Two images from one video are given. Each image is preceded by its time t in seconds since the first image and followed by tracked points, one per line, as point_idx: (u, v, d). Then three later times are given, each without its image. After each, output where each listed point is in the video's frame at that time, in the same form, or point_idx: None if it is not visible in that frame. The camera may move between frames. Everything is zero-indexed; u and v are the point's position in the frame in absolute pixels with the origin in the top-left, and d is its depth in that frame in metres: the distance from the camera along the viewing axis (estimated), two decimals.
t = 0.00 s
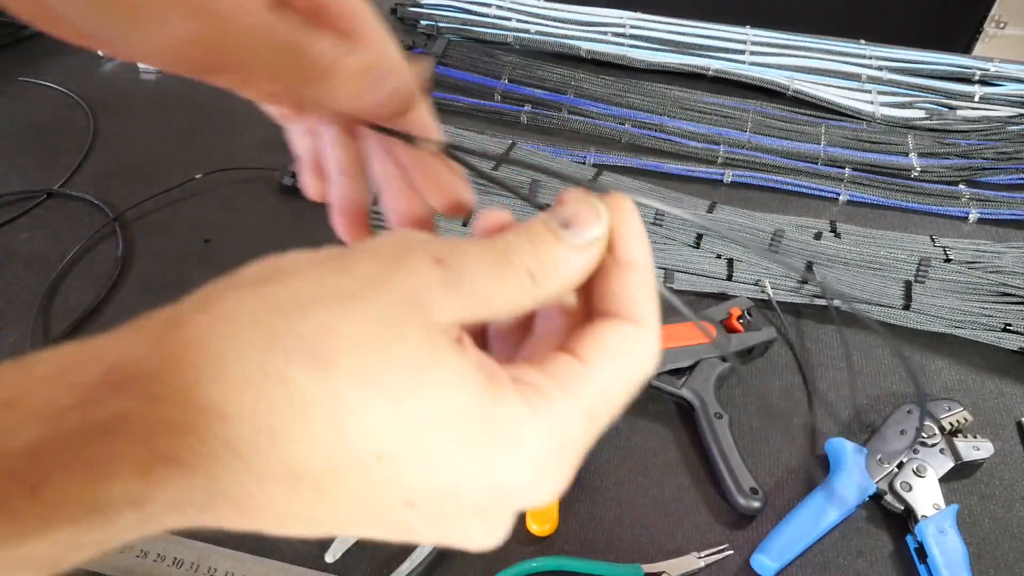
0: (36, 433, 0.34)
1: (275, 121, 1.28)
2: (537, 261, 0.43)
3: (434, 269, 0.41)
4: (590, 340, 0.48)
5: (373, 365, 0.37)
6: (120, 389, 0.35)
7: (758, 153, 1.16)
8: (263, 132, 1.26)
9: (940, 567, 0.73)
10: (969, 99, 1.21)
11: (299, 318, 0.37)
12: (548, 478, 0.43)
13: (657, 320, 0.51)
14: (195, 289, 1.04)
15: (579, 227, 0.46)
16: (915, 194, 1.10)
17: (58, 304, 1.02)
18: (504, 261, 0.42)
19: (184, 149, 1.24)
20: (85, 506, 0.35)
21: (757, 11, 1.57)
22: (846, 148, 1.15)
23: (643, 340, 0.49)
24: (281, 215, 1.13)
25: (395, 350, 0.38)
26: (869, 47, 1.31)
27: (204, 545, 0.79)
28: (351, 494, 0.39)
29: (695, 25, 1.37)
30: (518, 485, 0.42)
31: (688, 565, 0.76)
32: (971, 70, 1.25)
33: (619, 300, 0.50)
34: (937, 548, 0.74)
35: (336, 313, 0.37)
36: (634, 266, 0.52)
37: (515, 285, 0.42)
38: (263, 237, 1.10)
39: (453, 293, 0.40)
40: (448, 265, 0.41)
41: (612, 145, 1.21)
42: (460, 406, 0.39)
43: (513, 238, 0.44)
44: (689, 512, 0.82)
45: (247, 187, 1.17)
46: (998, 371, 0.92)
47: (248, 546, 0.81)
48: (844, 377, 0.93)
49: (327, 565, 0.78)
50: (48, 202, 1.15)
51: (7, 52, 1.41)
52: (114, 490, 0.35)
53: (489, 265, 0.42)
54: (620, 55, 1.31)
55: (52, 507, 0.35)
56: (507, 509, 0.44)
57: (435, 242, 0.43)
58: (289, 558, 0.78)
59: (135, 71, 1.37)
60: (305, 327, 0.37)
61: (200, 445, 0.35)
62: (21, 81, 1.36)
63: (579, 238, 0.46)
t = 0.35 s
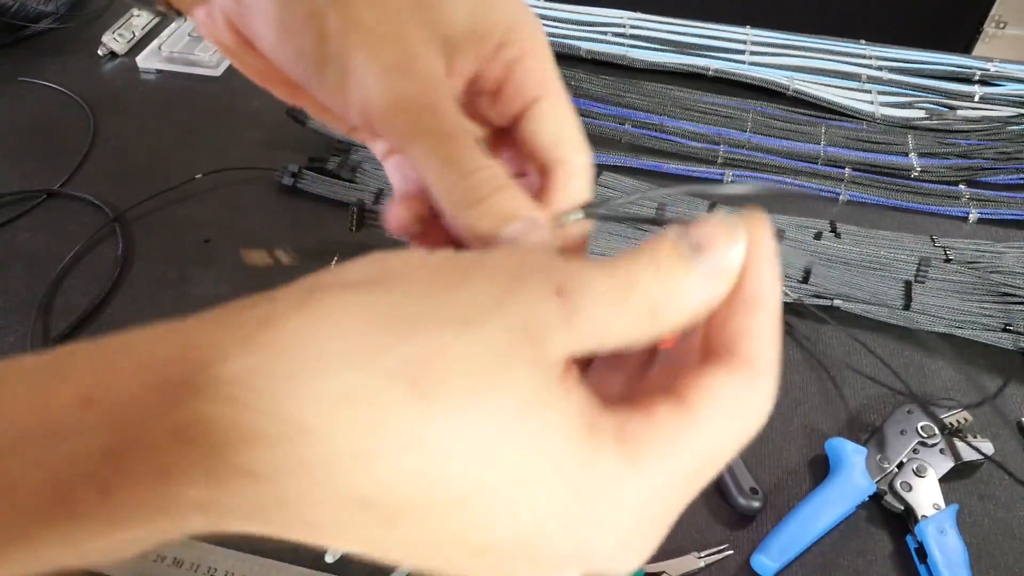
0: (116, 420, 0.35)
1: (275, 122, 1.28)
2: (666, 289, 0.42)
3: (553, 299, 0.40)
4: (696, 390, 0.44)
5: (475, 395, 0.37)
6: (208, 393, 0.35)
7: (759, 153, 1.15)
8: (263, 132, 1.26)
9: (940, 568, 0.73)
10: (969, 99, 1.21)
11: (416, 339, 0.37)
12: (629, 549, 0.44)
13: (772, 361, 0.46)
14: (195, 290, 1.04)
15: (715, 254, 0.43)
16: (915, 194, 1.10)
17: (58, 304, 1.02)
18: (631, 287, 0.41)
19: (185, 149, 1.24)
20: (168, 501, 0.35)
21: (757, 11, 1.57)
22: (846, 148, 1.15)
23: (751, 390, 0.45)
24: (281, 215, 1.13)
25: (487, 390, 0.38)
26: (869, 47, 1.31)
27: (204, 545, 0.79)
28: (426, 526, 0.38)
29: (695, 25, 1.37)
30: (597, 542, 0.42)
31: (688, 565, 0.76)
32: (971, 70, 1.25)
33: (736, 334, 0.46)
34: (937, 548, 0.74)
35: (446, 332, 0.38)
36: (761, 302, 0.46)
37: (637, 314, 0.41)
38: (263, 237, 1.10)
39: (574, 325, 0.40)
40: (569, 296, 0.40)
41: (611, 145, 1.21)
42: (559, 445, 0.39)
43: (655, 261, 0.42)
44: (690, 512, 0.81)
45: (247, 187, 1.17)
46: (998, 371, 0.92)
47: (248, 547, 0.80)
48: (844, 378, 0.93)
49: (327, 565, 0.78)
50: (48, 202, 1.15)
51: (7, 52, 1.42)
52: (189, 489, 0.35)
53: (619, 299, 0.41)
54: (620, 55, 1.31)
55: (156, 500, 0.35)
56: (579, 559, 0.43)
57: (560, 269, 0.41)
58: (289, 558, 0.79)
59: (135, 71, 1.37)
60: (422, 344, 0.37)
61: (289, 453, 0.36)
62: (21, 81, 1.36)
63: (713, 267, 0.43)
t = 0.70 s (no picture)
0: (144, 429, 0.43)
1: (275, 122, 1.28)
2: (439, 394, 0.54)
3: (334, 407, 0.48)
4: (440, 512, 0.54)
5: (269, 482, 0.44)
6: (187, 416, 0.44)
7: (759, 153, 1.16)
8: (263, 132, 1.26)
9: (940, 568, 0.73)
10: (969, 99, 1.21)
11: (261, 422, 0.45)
12: None
13: (507, 495, 0.59)
14: (195, 290, 1.04)
15: (484, 363, 0.57)
16: (915, 194, 1.10)
17: (58, 304, 1.02)
18: (405, 387, 0.52)
19: (185, 149, 1.24)
20: (150, 521, 0.41)
21: (757, 10, 1.57)
22: (846, 148, 1.15)
23: (489, 517, 0.56)
24: (281, 215, 1.13)
25: (279, 483, 0.45)
26: (869, 47, 1.31)
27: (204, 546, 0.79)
28: None
29: (695, 25, 1.37)
30: None
31: (688, 565, 0.76)
32: (971, 69, 1.25)
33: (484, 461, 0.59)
34: (937, 548, 0.74)
35: (266, 422, 0.46)
36: (510, 435, 0.61)
37: (412, 406, 0.52)
38: (263, 237, 1.10)
39: (348, 427, 0.49)
40: (347, 405, 0.49)
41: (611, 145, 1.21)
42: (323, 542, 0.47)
43: (420, 366, 0.54)
44: (689, 512, 0.82)
45: (247, 187, 1.17)
46: (997, 371, 0.92)
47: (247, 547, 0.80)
48: (845, 377, 0.93)
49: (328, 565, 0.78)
50: (48, 202, 1.15)
51: (7, 51, 1.41)
52: (168, 513, 0.41)
53: (393, 401, 0.51)
54: (620, 55, 1.31)
55: (132, 513, 0.41)
56: None
57: (344, 374, 0.50)
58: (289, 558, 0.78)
59: (135, 71, 1.37)
60: (253, 436, 0.45)
61: (190, 477, 0.42)
62: (20, 81, 1.36)
63: (481, 373, 0.57)
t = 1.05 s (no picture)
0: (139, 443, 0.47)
1: (275, 122, 1.28)
2: (449, 425, 0.57)
3: (325, 433, 0.51)
4: (433, 554, 0.55)
5: (248, 503, 0.47)
6: (174, 436, 0.48)
7: (758, 153, 1.16)
8: (264, 132, 1.26)
9: (940, 568, 0.73)
10: (969, 100, 1.21)
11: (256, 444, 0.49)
12: None
13: (507, 538, 0.60)
14: (195, 290, 1.04)
15: (495, 397, 0.60)
16: (915, 194, 1.10)
17: (58, 304, 1.02)
18: (409, 419, 0.55)
19: (185, 149, 1.24)
20: (128, 528, 0.44)
21: (757, 10, 1.57)
22: (846, 148, 1.15)
23: (487, 558, 0.58)
24: (281, 215, 1.13)
25: (263, 502, 0.48)
26: (869, 47, 1.31)
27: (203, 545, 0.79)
28: None
29: (695, 25, 1.37)
30: None
31: (688, 565, 0.76)
32: (970, 70, 1.25)
33: (483, 496, 0.60)
34: (937, 548, 0.74)
35: (254, 446, 0.49)
36: (518, 477, 0.61)
37: (418, 437, 0.55)
38: (263, 237, 1.10)
39: (343, 455, 0.51)
40: (340, 431, 0.51)
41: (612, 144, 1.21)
42: None
43: (428, 400, 0.56)
44: (689, 512, 0.82)
45: (247, 187, 1.17)
46: (997, 371, 0.92)
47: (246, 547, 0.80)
48: (844, 377, 0.93)
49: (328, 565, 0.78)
50: (48, 202, 1.15)
51: (7, 51, 1.42)
52: (149, 523, 0.45)
53: (396, 430, 0.53)
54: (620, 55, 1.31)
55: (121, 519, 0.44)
56: None
57: (339, 403, 0.52)
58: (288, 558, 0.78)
59: (135, 71, 1.37)
60: (244, 456, 0.48)
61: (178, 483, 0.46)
62: (21, 81, 1.36)
63: (492, 408, 0.60)
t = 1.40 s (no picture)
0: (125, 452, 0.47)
1: (275, 122, 1.28)
2: (438, 430, 0.56)
3: (314, 446, 0.51)
4: (419, 562, 0.56)
5: (236, 517, 0.48)
6: (163, 449, 0.48)
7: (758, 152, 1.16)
8: (264, 132, 1.27)
9: (939, 567, 0.73)
10: (968, 100, 1.21)
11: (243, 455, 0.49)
12: None
13: (493, 548, 0.60)
14: (195, 290, 1.04)
15: (488, 403, 0.59)
16: (914, 195, 1.11)
17: (59, 304, 1.03)
18: (399, 428, 0.54)
19: (185, 149, 1.24)
20: (121, 542, 0.46)
21: (756, 11, 1.57)
22: (845, 148, 1.16)
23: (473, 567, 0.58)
24: (281, 215, 1.13)
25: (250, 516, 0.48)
26: (868, 47, 1.31)
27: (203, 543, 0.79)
28: None
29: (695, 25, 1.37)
30: None
31: (688, 564, 0.76)
32: (970, 70, 1.25)
33: (469, 503, 0.60)
34: (937, 548, 0.74)
35: (241, 462, 0.49)
36: (506, 487, 0.61)
37: (407, 446, 0.54)
38: (263, 238, 1.10)
39: (332, 466, 0.51)
40: (330, 444, 0.51)
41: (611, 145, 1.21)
42: None
43: (419, 405, 0.56)
44: (689, 512, 0.82)
45: (247, 188, 1.17)
46: (997, 371, 0.93)
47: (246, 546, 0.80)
48: (844, 377, 0.93)
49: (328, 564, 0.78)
50: (48, 202, 1.15)
51: (7, 52, 1.42)
52: (140, 538, 0.46)
53: (386, 439, 0.53)
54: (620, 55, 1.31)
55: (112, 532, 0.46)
56: None
57: (330, 413, 0.52)
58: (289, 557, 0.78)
59: (135, 71, 1.37)
60: (228, 470, 0.48)
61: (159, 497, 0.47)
62: (21, 81, 1.36)
63: (485, 414, 0.58)
